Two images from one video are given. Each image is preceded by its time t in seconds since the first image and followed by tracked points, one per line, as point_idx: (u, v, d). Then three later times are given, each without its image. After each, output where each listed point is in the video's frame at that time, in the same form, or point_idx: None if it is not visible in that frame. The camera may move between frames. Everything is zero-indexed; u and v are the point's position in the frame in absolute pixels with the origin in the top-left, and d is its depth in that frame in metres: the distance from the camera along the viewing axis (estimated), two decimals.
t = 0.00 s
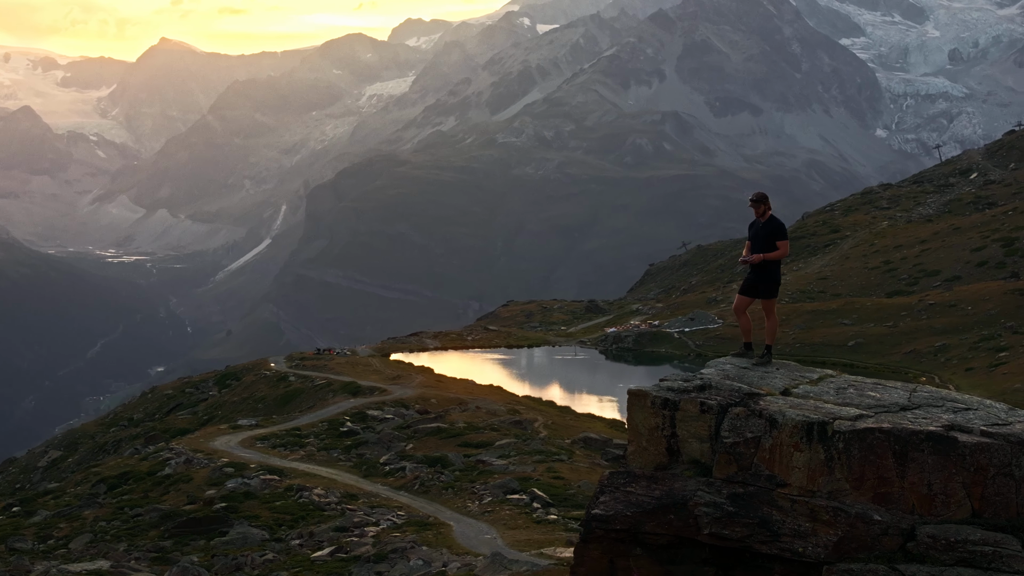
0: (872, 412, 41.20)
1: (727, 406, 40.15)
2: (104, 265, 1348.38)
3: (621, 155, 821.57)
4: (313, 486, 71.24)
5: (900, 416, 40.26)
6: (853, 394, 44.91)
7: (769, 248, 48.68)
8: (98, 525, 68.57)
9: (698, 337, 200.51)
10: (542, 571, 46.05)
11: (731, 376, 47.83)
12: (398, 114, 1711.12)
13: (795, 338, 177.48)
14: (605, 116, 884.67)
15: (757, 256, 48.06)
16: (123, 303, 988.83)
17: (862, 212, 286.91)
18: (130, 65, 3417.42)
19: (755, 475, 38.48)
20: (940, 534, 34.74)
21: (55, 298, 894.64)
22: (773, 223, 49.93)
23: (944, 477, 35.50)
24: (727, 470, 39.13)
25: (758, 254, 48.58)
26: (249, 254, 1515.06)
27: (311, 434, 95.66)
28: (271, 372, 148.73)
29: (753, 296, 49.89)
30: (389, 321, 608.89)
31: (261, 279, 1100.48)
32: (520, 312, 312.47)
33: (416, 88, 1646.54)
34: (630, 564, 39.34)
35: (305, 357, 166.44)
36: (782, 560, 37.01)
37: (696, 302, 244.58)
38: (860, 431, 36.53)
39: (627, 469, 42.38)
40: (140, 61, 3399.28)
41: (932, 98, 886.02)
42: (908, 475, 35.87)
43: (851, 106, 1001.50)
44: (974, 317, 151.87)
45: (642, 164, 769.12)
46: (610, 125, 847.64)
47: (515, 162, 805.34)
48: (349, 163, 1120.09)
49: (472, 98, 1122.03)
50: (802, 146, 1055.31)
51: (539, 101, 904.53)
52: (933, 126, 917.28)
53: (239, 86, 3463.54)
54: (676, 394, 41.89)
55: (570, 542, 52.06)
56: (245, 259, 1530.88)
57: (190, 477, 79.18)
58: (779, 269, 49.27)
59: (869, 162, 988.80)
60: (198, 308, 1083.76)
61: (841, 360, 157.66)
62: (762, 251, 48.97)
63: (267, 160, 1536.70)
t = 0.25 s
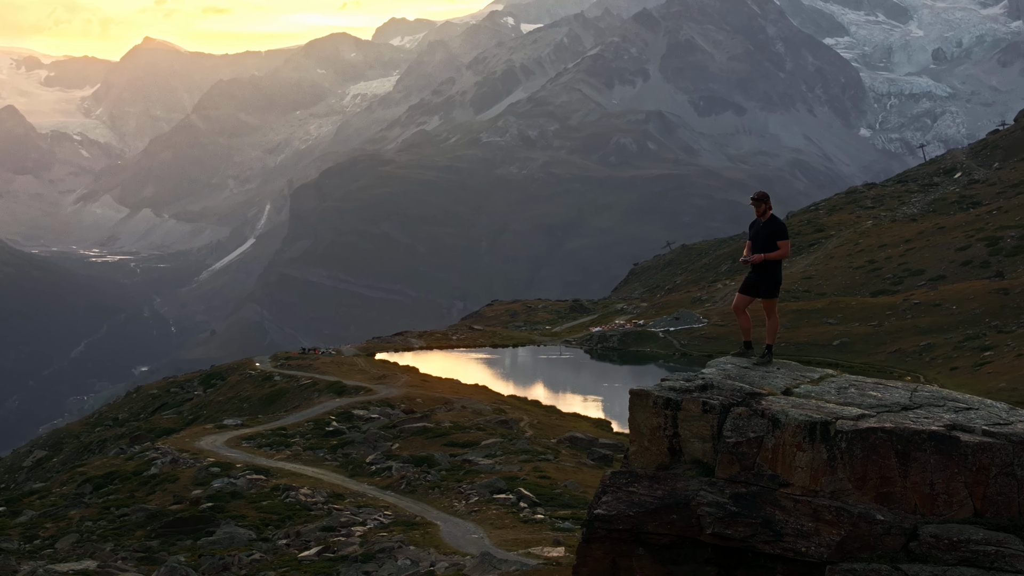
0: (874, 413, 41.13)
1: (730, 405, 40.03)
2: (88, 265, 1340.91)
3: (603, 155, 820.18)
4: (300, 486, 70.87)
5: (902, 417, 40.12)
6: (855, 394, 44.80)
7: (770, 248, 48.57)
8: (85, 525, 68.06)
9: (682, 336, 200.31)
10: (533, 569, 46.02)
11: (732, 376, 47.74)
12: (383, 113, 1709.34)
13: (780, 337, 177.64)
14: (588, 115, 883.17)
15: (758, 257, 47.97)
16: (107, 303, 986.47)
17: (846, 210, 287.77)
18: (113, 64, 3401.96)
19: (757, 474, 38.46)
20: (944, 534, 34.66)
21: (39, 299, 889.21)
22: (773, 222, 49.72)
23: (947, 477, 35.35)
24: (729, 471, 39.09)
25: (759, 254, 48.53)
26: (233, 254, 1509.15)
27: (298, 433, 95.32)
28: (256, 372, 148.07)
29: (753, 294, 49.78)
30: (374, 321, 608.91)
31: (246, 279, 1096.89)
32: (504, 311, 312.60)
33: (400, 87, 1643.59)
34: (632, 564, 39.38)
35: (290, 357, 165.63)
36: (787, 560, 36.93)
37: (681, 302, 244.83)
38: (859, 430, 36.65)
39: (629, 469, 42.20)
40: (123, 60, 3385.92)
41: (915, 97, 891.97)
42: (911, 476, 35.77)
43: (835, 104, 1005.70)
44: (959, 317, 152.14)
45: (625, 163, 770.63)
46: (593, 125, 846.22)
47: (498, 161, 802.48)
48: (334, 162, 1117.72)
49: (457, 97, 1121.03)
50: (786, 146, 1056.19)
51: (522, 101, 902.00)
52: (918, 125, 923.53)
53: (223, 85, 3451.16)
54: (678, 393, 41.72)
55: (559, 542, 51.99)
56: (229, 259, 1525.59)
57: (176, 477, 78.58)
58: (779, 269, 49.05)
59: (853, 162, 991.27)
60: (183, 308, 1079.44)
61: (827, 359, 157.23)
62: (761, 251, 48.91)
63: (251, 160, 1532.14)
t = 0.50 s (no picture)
0: (876, 411, 41.11)
1: (731, 404, 40.02)
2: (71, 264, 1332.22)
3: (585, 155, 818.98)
4: (286, 485, 70.27)
5: (905, 416, 39.99)
6: (855, 392, 44.79)
7: (770, 247, 48.29)
8: (69, 524, 67.18)
9: (667, 335, 200.73)
10: (521, 570, 46.05)
11: (732, 377, 47.64)
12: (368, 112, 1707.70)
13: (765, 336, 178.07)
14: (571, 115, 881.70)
15: (758, 256, 47.72)
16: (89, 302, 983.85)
17: (830, 209, 288.90)
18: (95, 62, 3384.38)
19: (759, 473, 38.43)
20: (945, 534, 34.60)
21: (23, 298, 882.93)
22: (772, 221, 49.47)
23: (948, 476, 35.25)
24: (730, 469, 39.11)
25: (759, 253, 48.28)
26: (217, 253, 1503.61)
27: (283, 433, 94.69)
28: (241, 372, 146.96)
29: (754, 295, 49.61)
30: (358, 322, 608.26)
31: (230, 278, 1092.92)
32: (488, 310, 312.64)
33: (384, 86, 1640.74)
34: (633, 563, 39.34)
35: (274, 356, 164.44)
36: (786, 560, 37.05)
37: (665, 301, 245.37)
38: (863, 428, 36.49)
39: (630, 468, 42.06)
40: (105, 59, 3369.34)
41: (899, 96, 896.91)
42: (911, 474, 35.78)
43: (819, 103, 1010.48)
44: (943, 316, 152.73)
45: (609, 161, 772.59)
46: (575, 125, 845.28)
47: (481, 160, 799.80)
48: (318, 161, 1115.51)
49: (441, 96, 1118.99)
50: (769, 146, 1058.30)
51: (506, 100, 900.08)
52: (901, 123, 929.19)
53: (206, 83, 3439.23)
54: (679, 392, 41.73)
55: (545, 541, 52.64)
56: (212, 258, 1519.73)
57: (161, 476, 77.73)
58: (779, 267, 48.87)
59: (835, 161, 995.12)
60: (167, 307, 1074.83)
61: (811, 359, 157.16)
62: (762, 250, 48.65)
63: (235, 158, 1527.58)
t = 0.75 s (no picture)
0: (879, 412, 41.07)
1: (733, 405, 39.97)
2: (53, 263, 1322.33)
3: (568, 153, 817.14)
4: (272, 485, 69.85)
5: (906, 416, 39.87)
6: (857, 392, 44.76)
7: (769, 246, 48.08)
8: (54, 524, 66.62)
9: (652, 335, 201.29)
10: (511, 569, 46.27)
11: (733, 375, 47.62)
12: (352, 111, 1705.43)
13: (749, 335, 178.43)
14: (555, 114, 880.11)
15: (758, 254, 47.61)
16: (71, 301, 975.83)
17: (812, 208, 290.24)
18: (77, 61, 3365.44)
19: (760, 473, 38.51)
20: (947, 533, 34.53)
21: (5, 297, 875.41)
22: (773, 220, 49.26)
23: (948, 475, 35.36)
24: (731, 470, 39.11)
25: (758, 252, 48.16)
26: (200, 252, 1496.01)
27: (268, 432, 94.17)
28: (226, 371, 146.05)
29: (754, 293, 49.38)
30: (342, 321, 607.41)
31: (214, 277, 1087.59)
32: (473, 309, 312.68)
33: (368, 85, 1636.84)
34: (635, 563, 39.28)
35: (259, 356, 163.41)
36: (790, 560, 37.01)
37: (649, 301, 245.92)
38: (865, 429, 36.47)
39: (631, 468, 42.10)
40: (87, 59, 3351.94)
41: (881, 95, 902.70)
42: (913, 474, 35.75)
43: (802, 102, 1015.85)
44: (929, 315, 153.32)
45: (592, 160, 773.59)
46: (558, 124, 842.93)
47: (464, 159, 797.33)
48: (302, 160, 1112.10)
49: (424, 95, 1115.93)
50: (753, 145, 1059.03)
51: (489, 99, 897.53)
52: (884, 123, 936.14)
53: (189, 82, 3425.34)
54: (680, 393, 41.68)
55: (531, 540, 53.05)
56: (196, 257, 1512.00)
57: (147, 475, 77.07)
58: (781, 267, 48.70)
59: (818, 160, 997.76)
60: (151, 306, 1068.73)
61: (794, 358, 157.17)
62: (762, 249, 48.38)
63: (218, 158, 1520.81)
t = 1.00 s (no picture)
0: (883, 411, 41.13)
1: (735, 404, 40.02)
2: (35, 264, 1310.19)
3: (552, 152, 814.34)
4: (257, 484, 69.64)
5: (910, 416, 39.79)
6: (859, 390, 44.73)
7: (769, 247, 47.90)
8: (41, 525, 66.19)
9: (636, 334, 202.28)
10: (501, 569, 46.32)
11: (734, 374, 47.53)
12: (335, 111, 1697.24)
13: (733, 335, 178.82)
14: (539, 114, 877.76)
15: (758, 254, 47.54)
16: (55, 301, 970.19)
17: (795, 208, 291.93)
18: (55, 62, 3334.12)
19: (764, 473, 38.47)
20: (949, 532, 34.52)
21: None
22: (776, 219, 48.97)
23: (952, 475, 35.22)
24: (735, 469, 39.04)
25: (758, 252, 48.07)
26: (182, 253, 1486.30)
27: (254, 432, 93.88)
28: (211, 371, 145.77)
29: (756, 294, 49.21)
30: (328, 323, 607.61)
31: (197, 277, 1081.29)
32: (457, 310, 312.75)
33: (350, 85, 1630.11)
34: (638, 562, 39.26)
35: (244, 356, 162.93)
36: (792, 559, 37.00)
37: (633, 301, 246.26)
38: (867, 428, 36.47)
39: (633, 467, 42.03)
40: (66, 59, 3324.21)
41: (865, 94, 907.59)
42: (916, 474, 35.70)
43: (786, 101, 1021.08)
44: (914, 314, 153.96)
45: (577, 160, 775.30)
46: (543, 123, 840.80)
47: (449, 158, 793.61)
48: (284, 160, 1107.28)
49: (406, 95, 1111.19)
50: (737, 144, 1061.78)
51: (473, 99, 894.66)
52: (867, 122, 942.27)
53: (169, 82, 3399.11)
54: (683, 391, 41.61)
55: (518, 541, 53.14)
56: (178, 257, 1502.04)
57: (133, 475, 76.58)
58: (782, 267, 48.52)
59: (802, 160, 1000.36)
60: (134, 307, 1062.10)
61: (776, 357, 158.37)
62: (761, 249, 48.37)
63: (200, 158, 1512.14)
